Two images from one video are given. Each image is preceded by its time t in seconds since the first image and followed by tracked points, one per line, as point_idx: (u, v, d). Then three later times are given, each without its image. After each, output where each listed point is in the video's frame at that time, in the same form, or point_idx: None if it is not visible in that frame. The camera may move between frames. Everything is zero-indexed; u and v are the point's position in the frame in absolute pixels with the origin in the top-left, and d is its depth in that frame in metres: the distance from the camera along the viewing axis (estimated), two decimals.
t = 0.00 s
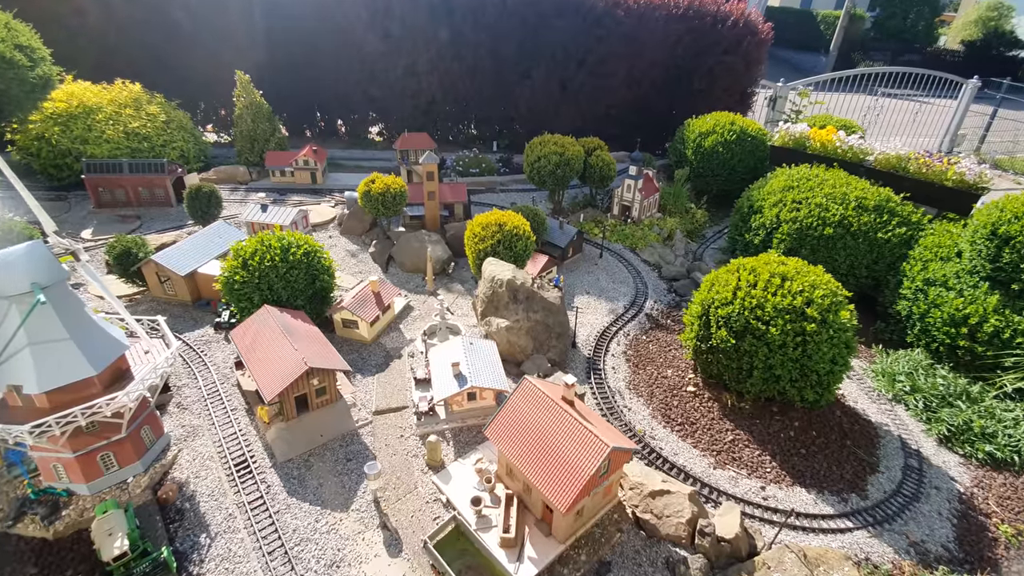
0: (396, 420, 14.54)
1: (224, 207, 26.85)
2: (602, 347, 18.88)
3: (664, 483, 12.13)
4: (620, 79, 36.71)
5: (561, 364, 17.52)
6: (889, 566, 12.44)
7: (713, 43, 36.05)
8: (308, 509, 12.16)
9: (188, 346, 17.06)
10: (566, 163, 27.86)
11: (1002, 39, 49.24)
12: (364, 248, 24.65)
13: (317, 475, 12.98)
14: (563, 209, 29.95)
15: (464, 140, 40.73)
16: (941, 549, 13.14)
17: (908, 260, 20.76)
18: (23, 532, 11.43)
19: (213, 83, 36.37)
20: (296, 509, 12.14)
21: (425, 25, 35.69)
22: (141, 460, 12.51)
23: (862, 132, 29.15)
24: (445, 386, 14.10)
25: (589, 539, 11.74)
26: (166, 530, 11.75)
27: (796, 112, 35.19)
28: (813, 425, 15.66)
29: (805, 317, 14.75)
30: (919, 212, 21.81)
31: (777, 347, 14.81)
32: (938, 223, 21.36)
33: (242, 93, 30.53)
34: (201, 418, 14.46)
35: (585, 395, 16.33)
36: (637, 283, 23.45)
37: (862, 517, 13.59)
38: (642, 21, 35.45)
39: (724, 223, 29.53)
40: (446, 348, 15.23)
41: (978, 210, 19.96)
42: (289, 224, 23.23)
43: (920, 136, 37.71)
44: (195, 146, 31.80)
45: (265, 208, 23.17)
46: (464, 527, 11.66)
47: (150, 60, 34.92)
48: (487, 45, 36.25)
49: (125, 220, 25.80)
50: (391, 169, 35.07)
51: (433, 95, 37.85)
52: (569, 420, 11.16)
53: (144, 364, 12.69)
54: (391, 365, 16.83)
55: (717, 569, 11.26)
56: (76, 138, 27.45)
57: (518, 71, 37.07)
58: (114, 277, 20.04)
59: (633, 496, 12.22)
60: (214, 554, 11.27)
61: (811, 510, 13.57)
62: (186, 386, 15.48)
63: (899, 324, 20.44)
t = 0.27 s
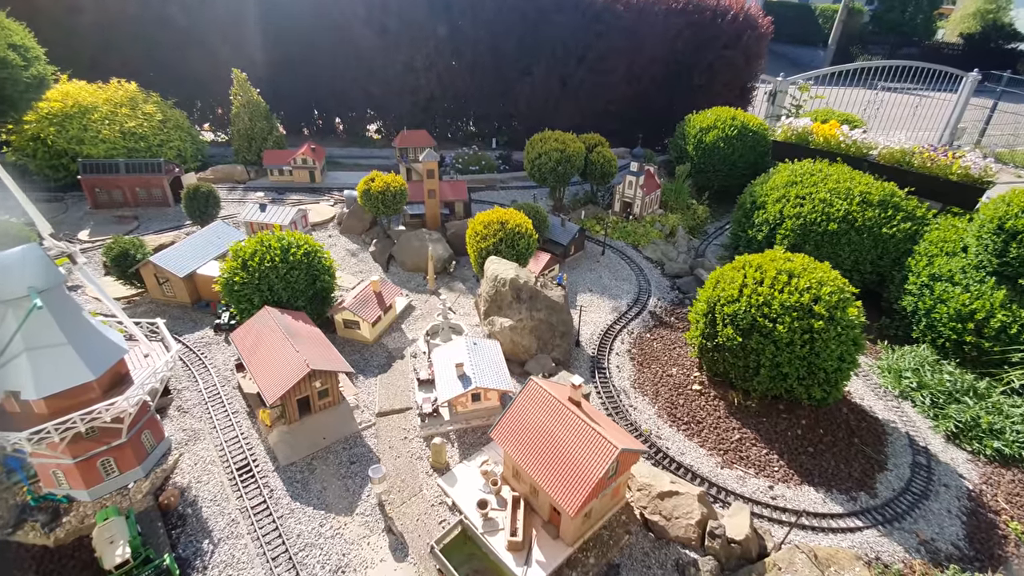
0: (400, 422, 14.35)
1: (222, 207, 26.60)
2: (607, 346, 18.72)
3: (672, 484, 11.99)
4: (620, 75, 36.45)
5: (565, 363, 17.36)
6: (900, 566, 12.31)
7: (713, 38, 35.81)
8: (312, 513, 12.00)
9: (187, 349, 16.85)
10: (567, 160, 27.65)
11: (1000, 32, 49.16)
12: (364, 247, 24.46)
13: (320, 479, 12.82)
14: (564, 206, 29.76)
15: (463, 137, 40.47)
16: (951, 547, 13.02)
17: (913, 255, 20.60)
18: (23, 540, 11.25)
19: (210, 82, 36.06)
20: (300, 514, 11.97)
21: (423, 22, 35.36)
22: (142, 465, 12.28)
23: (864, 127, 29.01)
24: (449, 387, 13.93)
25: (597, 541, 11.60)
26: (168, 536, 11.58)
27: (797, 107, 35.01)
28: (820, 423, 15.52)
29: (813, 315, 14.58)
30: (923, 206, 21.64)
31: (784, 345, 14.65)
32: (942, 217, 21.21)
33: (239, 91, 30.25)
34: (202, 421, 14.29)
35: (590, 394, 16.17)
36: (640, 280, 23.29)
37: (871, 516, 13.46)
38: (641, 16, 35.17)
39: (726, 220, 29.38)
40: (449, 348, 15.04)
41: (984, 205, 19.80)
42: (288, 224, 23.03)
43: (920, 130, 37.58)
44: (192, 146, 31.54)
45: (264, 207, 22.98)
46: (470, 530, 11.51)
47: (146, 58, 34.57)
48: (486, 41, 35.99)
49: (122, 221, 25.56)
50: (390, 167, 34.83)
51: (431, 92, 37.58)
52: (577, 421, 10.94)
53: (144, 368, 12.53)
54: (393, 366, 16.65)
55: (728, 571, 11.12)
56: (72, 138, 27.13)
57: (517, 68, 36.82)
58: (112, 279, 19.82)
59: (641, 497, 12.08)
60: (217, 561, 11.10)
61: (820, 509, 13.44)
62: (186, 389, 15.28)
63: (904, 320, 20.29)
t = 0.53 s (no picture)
0: (400, 424, 14.17)
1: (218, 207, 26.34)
2: (608, 345, 18.56)
3: (677, 486, 11.83)
4: (618, 71, 36.22)
5: (566, 363, 17.19)
6: (907, 566, 12.19)
7: (711, 33, 35.60)
8: (311, 519, 11.82)
9: (184, 352, 16.63)
10: (565, 157, 27.46)
11: (998, 26, 48.97)
12: (362, 247, 24.26)
13: (320, 483, 12.64)
14: (563, 204, 29.57)
15: (461, 135, 40.23)
16: (957, 547, 12.90)
17: (915, 252, 20.45)
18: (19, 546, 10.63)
19: (205, 81, 35.74)
20: (300, 519, 11.80)
21: (420, 20, 35.07)
22: (139, 471, 12.12)
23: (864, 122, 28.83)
24: (449, 389, 13.75)
25: (601, 545, 11.45)
26: (165, 544, 11.40)
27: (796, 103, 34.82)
28: (824, 422, 15.36)
29: (816, 313, 14.43)
30: (925, 202, 21.50)
31: (788, 343, 14.50)
32: (944, 213, 21.07)
33: (234, 90, 29.97)
34: (199, 426, 14.10)
35: (592, 395, 16.02)
36: (640, 279, 23.13)
37: (877, 516, 13.34)
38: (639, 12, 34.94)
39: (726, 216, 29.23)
40: (449, 349, 14.87)
41: (986, 201, 19.67)
42: (285, 224, 22.84)
43: (919, 125, 37.42)
44: (187, 146, 31.29)
45: (260, 208, 22.79)
46: (473, 535, 11.36)
47: (139, 58, 34.24)
48: (482, 39, 35.75)
49: (117, 223, 25.32)
50: (387, 165, 34.60)
51: (429, 90, 37.32)
52: (580, 424, 10.77)
53: (139, 373, 12.40)
54: (393, 368, 16.46)
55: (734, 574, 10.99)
56: (65, 139, 26.80)
57: (515, 65, 36.59)
58: (107, 282, 19.59)
59: (645, 499, 11.94)
60: (216, 569, 10.92)
61: (825, 509, 13.31)
62: (183, 393, 15.09)
63: (907, 317, 20.16)
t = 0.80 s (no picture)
0: (395, 428, 13.94)
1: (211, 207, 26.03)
2: (605, 346, 18.36)
3: (675, 491, 11.64)
4: (615, 69, 35.99)
5: (563, 365, 16.98)
6: (908, 570, 12.05)
7: (708, 31, 35.41)
8: (304, 526, 11.61)
9: (175, 355, 16.39)
10: (562, 156, 27.23)
11: (995, 22, 48.97)
12: (357, 247, 24.01)
13: (312, 489, 12.42)
14: (560, 203, 29.34)
15: (457, 134, 39.97)
16: (959, 550, 12.76)
17: (915, 250, 20.28)
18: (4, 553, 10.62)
19: (197, 80, 35.37)
20: (291, 527, 11.58)
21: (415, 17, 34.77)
22: (127, 477, 12.00)
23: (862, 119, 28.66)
24: (444, 392, 13.53)
25: (598, 551, 11.26)
26: (154, 552, 11.18)
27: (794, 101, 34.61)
28: (823, 423, 15.19)
29: (816, 313, 14.26)
30: (924, 200, 21.34)
31: (788, 344, 14.32)
32: (944, 211, 20.92)
33: (227, 88, 29.64)
34: (190, 431, 13.86)
35: (589, 397, 15.82)
36: (638, 278, 22.94)
37: (877, 519, 13.19)
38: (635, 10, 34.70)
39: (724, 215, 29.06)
40: (445, 352, 14.64)
41: (986, 199, 19.52)
42: (278, 224, 22.58)
43: (917, 122, 37.33)
44: (180, 145, 31.01)
45: (253, 207, 22.58)
46: (468, 542, 11.17)
47: (132, 56, 33.85)
48: (478, 36, 35.49)
49: (108, 223, 25.00)
50: (382, 164, 34.33)
51: (424, 88, 37.03)
52: (577, 429, 10.57)
53: (127, 378, 12.22)
54: (387, 370, 16.20)
55: None
56: (55, 138, 26.41)
57: (511, 63, 36.34)
58: (97, 284, 19.30)
59: (644, 504, 11.75)
60: None
61: (825, 512, 13.17)
62: (174, 397, 14.86)
63: (906, 316, 20.00)
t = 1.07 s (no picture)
0: (379, 438, 13.50)
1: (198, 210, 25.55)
2: (598, 351, 17.98)
3: (668, 504, 11.22)
4: (610, 68, 35.63)
5: (555, 371, 16.57)
6: None
7: (704, 29, 35.10)
8: (282, 542, 11.20)
9: (155, 363, 15.92)
10: (555, 156, 26.84)
11: (992, 21, 48.76)
12: (346, 250, 23.57)
13: (292, 503, 11.99)
14: (554, 204, 28.94)
15: (451, 134, 39.54)
16: (959, 561, 12.41)
17: (912, 251, 19.94)
18: None
19: (186, 80, 34.85)
20: (269, 543, 11.17)
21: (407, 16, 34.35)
22: (101, 491, 11.54)
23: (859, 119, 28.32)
24: (431, 401, 13.09)
25: (587, 566, 10.89)
26: (126, 571, 10.78)
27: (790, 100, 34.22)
28: (821, 430, 14.82)
29: (812, 318, 13.90)
30: (922, 201, 21.00)
31: (783, 350, 13.96)
32: (942, 212, 20.58)
33: (214, 88, 29.14)
34: (168, 442, 13.43)
35: (580, 404, 15.43)
36: (632, 280, 22.56)
37: (875, 529, 12.85)
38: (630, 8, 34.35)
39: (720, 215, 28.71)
40: (432, 358, 14.20)
41: (984, 199, 19.18)
42: (265, 227, 22.16)
43: (913, 121, 37.02)
44: (167, 146, 30.60)
45: (240, 210, 22.16)
46: (451, 559, 10.77)
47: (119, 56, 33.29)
48: (472, 36, 35.10)
49: (92, 226, 24.49)
50: (374, 165, 33.87)
51: (417, 88, 36.58)
52: (564, 441, 10.16)
53: (98, 390, 11.83)
54: (373, 378, 15.73)
55: None
56: (39, 140, 25.87)
57: (504, 62, 35.96)
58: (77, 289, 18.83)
59: (635, 518, 11.36)
60: None
61: (822, 523, 12.82)
62: (152, 407, 14.43)
63: (904, 318, 19.67)
